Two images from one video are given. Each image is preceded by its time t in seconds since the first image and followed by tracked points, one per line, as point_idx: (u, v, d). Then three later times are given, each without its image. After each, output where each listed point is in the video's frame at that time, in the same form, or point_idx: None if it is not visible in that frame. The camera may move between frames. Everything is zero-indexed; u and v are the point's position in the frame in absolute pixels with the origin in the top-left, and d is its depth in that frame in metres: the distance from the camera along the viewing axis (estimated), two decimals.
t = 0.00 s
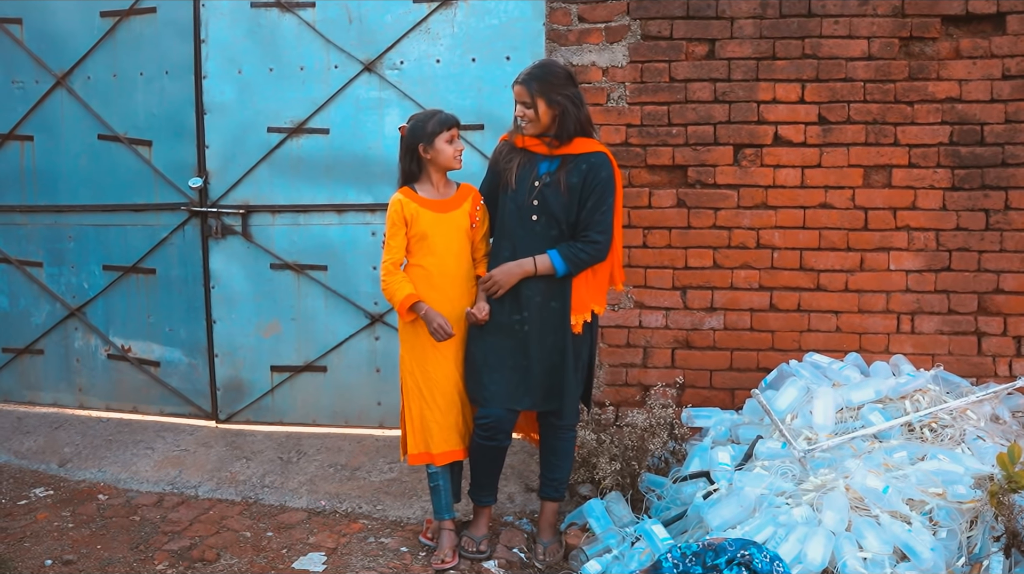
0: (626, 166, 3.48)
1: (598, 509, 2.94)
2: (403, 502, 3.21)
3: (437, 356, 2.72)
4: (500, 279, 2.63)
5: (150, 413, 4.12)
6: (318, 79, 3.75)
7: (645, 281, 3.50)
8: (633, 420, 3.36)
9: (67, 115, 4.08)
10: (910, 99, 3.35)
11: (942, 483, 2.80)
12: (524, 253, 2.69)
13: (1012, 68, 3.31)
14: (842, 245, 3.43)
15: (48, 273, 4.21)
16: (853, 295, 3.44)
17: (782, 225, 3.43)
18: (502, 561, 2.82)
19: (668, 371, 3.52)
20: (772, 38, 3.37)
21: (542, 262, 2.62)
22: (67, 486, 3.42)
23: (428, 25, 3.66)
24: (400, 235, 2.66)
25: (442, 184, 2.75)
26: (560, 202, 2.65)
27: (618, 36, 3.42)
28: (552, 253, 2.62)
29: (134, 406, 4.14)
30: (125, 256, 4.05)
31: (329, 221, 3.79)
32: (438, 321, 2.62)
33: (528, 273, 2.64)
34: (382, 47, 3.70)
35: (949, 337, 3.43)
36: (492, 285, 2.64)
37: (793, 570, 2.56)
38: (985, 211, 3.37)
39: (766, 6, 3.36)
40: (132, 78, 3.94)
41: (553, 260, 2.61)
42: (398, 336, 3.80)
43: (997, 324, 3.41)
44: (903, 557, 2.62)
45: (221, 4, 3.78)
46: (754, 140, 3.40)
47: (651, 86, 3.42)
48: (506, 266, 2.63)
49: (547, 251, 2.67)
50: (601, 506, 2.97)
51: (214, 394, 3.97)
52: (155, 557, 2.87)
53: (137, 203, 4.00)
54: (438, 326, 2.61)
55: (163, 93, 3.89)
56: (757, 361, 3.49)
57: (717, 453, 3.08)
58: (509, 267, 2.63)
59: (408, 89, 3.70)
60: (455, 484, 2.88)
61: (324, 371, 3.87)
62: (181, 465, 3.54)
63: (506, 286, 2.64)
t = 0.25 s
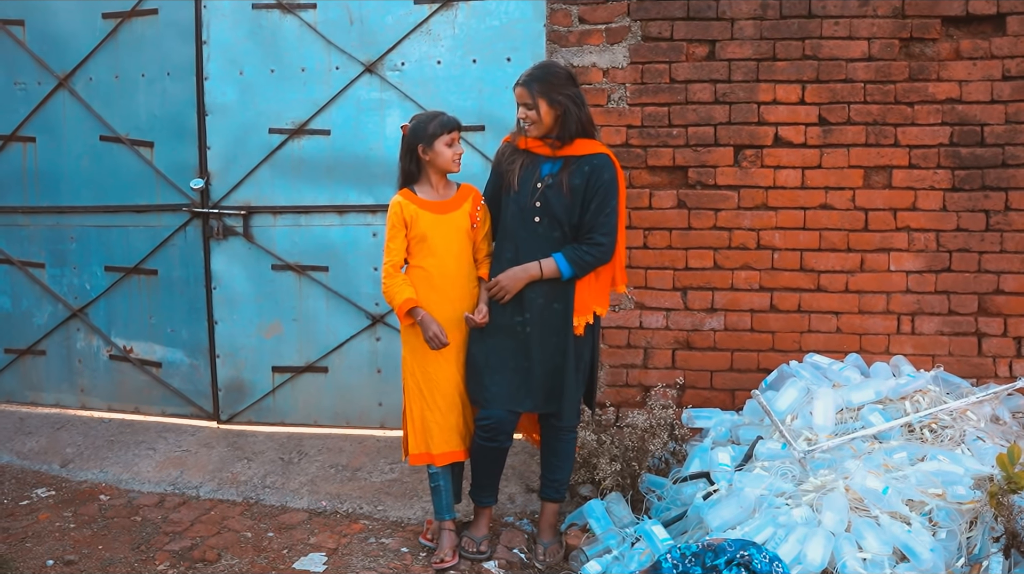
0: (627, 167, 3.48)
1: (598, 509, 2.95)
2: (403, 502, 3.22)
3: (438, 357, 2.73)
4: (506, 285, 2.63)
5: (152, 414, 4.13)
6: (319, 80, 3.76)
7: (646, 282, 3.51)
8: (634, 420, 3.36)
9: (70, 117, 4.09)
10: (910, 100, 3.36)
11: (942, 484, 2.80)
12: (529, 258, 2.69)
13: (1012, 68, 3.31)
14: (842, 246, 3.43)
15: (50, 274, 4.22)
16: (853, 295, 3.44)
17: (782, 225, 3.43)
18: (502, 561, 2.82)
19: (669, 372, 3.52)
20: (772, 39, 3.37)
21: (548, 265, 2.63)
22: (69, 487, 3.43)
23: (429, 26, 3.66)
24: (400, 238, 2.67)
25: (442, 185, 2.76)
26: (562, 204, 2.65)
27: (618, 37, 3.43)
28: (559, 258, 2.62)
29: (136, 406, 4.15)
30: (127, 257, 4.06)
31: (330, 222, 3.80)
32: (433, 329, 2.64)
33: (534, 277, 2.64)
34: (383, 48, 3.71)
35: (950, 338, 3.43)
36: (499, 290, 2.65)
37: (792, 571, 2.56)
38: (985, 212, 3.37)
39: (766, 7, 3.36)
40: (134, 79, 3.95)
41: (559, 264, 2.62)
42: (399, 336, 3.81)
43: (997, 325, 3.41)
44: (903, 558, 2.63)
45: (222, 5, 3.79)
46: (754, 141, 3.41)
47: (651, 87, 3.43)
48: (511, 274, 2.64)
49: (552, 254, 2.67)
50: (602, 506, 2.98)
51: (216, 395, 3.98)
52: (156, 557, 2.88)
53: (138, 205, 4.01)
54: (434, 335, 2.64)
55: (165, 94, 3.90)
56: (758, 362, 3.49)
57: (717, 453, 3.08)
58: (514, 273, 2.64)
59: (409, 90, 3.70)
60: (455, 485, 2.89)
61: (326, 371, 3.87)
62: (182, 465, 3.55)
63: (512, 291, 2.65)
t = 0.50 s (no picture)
0: (628, 169, 3.48)
1: (598, 511, 2.96)
2: (404, 504, 3.22)
3: (439, 359, 2.73)
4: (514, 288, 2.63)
5: (154, 415, 4.13)
6: (320, 82, 3.76)
7: (647, 284, 3.51)
8: (635, 423, 3.41)
9: (71, 118, 4.10)
10: (911, 102, 3.36)
11: (942, 487, 2.81)
12: (533, 258, 2.69)
13: (1013, 71, 3.31)
14: (843, 248, 3.43)
15: (52, 276, 4.23)
16: (854, 297, 3.44)
17: (782, 227, 3.44)
18: (502, 563, 2.83)
19: (670, 374, 3.52)
20: (773, 41, 3.38)
21: (556, 268, 2.62)
22: (70, 488, 3.44)
23: (430, 28, 3.67)
24: (401, 238, 2.68)
25: (444, 187, 2.77)
26: (566, 205, 2.66)
27: (619, 39, 3.43)
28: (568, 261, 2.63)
29: (138, 407, 4.16)
30: (129, 258, 4.07)
31: (331, 223, 3.80)
32: (443, 331, 2.65)
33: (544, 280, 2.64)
34: (385, 49, 3.71)
35: (950, 340, 3.43)
36: (508, 295, 2.64)
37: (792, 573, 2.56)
38: (985, 214, 3.37)
39: (766, 9, 3.36)
40: (136, 81, 3.95)
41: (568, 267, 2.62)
42: (400, 338, 3.81)
43: (998, 327, 3.41)
44: (903, 560, 2.63)
45: (224, 7, 3.79)
46: (755, 143, 3.41)
47: (652, 89, 3.43)
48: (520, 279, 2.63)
49: (560, 256, 2.67)
50: (602, 508, 2.98)
51: (217, 396, 3.99)
52: (157, 559, 2.88)
53: (140, 206, 4.01)
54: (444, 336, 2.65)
55: (167, 96, 3.91)
56: (759, 364, 3.49)
57: (717, 456, 3.09)
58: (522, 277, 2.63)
59: (410, 92, 3.71)
60: (457, 487, 2.90)
61: (327, 373, 3.88)
62: (184, 466, 3.55)
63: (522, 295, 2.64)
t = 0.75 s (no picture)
0: (630, 170, 3.48)
1: (600, 512, 2.97)
2: (407, 505, 3.23)
3: (443, 360, 2.74)
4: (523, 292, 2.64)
5: (157, 415, 4.14)
6: (323, 83, 3.77)
7: (649, 285, 3.51)
8: (636, 423, 3.42)
9: (74, 119, 4.10)
10: (913, 103, 3.36)
11: (944, 487, 2.81)
12: (538, 260, 2.69)
13: (1016, 72, 3.32)
14: (845, 249, 3.43)
15: (55, 276, 4.24)
16: (856, 298, 3.44)
17: (785, 228, 3.44)
18: (505, 564, 2.83)
19: (672, 375, 3.52)
20: (775, 42, 3.38)
21: (564, 270, 2.63)
22: (73, 488, 3.44)
23: (433, 29, 3.67)
24: (406, 237, 2.69)
25: (450, 188, 2.77)
26: (570, 207, 2.66)
27: (622, 40, 3.43)
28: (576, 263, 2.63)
29: (141, 408, 4.17)
30: (132, 259, 4.08)
31: (334, 224, 3.81)
32: (452, 328, 2.66)
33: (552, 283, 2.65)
34: (387, 50, 3.72)
35: (953, 341, 3.43)
36: (516, 298, 2.65)
37: None
38: (988, 215, 3.37)
39: (769, 10, 3.37)
40: (139, 82, 3.96)
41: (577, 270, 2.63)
42: (403, 339, 3.82)
43: (1000, 328, 3.41)
44: (904, 561, 2.63)
45: (227, 8, 3.80)
46: (757, 144, 3.41)
47: (655, 90, 3.43)
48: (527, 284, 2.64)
49: (567, 258, 2.67)
50: (604, 509, 2.99)
51: (220, 397, 4.00)
52: (160, 559, 2.89)
53: (143, 207, 4.02)
54: (456, 333, 2.66)
55: (170, 97, 3.92)
56: (761, 365, 3.49)
57: (719, 456, 3.09)
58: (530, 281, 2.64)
59: (413, 93, 3.71)
60: (460, 487, 2.90)
61: (330, 373, 3.89)
62: (187, 467, 3.56)
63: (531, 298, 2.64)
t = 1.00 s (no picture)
0: (631, 172, 3.49)
1: (602, 513, 2.97)
2: (408, 506, 3.23)
3: (444, 362, 2.74)
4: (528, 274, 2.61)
5: (158, 416, 4.14)
6: (325, 85, 3.77)
7: (650, 287, 3.51)
8: (638, 424, 3.38)
9: (76, 120, 4.11)
10: (914, 105, 3.36)
11: (945, 489, 2.82)
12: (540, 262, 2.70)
13: (1016, 74, 3.32)
14: (846, 250, 3.44)
15: (57, 277, 4.24)
16: (857, 300, 3.45)
17: (786, 230, 3.44)
18: (506, 565, 2.83)
19: (673, 376, 3.53)
20: (776, 44, 3.38)
21: (572, 265, 2.63)
22: (75, 489, 3.44)
23: (434, 31, 3.68)
24: (407, 240, 2.70)
25: (449, 189, 2.77)
26: (573, 210, 2.67)
27: (623, 42, 3.44)
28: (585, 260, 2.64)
29: (142, 409, 4.17)
30: (133, 260, 4.08)
31: (336, 226, 3.81)
32: (460, 328, 2.67)
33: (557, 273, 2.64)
34: (389, 52, 3.72)
35: (954, 342, 3.44)
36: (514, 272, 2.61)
37: None
38: (989, 217, 3.38)
39: (770, 12, 3.38)
40: (141, 83, 3.97)
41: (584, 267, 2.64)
42: (404, 340, 3.82)
43: (1001, 329, 3.41)
44: (905, 562, 2.64)
45: (229, 10, 3.81)
46: (758, 145, 3.42)
47: (656, 92, 3.44)
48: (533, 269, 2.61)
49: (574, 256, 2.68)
50: (605, 510, 3.00)
51: (222, 398, 4.00)
52: (162, 560, 2.89)
53: (145, 208, 4.03)
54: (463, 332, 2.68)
55: (172, 98, 3.92)
56: (762, 367, 3.50)
57: (721, 457, 3.10)
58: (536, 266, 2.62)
59: (414, 95, 3.72)
60: (461, 489, 2.90)
61: (331, 374, 3.89)
62: (188, 468, 3.56)
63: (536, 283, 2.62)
